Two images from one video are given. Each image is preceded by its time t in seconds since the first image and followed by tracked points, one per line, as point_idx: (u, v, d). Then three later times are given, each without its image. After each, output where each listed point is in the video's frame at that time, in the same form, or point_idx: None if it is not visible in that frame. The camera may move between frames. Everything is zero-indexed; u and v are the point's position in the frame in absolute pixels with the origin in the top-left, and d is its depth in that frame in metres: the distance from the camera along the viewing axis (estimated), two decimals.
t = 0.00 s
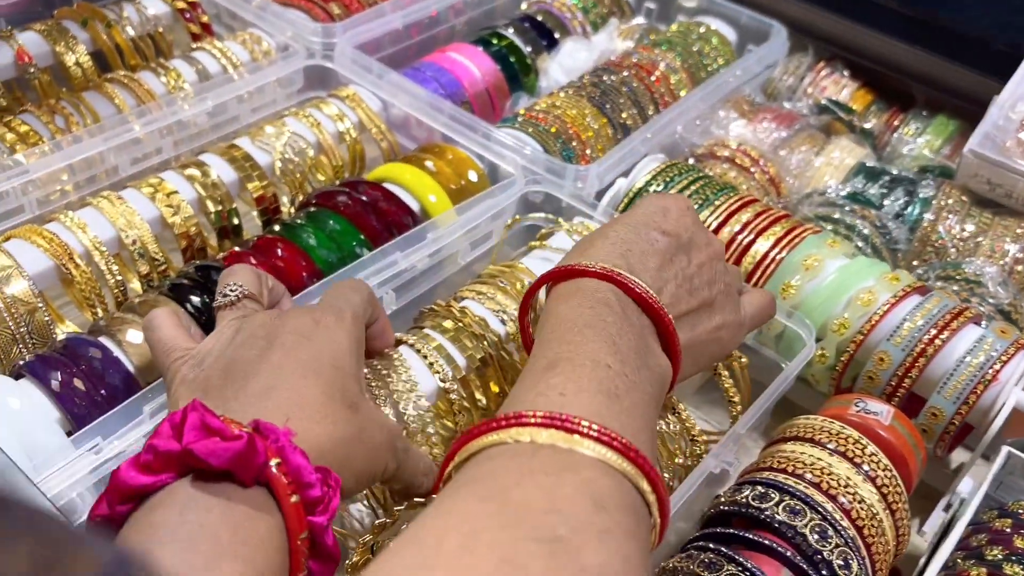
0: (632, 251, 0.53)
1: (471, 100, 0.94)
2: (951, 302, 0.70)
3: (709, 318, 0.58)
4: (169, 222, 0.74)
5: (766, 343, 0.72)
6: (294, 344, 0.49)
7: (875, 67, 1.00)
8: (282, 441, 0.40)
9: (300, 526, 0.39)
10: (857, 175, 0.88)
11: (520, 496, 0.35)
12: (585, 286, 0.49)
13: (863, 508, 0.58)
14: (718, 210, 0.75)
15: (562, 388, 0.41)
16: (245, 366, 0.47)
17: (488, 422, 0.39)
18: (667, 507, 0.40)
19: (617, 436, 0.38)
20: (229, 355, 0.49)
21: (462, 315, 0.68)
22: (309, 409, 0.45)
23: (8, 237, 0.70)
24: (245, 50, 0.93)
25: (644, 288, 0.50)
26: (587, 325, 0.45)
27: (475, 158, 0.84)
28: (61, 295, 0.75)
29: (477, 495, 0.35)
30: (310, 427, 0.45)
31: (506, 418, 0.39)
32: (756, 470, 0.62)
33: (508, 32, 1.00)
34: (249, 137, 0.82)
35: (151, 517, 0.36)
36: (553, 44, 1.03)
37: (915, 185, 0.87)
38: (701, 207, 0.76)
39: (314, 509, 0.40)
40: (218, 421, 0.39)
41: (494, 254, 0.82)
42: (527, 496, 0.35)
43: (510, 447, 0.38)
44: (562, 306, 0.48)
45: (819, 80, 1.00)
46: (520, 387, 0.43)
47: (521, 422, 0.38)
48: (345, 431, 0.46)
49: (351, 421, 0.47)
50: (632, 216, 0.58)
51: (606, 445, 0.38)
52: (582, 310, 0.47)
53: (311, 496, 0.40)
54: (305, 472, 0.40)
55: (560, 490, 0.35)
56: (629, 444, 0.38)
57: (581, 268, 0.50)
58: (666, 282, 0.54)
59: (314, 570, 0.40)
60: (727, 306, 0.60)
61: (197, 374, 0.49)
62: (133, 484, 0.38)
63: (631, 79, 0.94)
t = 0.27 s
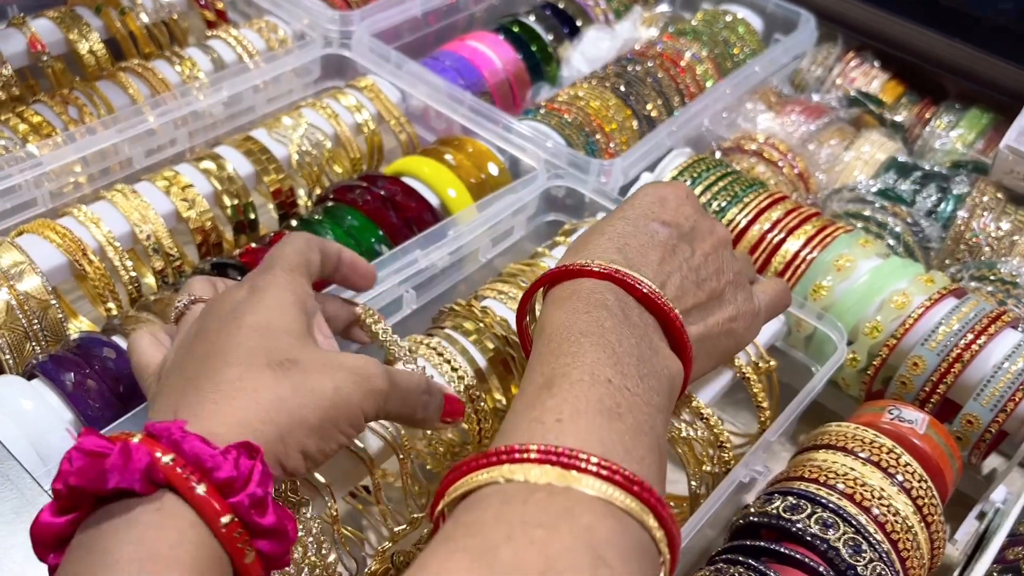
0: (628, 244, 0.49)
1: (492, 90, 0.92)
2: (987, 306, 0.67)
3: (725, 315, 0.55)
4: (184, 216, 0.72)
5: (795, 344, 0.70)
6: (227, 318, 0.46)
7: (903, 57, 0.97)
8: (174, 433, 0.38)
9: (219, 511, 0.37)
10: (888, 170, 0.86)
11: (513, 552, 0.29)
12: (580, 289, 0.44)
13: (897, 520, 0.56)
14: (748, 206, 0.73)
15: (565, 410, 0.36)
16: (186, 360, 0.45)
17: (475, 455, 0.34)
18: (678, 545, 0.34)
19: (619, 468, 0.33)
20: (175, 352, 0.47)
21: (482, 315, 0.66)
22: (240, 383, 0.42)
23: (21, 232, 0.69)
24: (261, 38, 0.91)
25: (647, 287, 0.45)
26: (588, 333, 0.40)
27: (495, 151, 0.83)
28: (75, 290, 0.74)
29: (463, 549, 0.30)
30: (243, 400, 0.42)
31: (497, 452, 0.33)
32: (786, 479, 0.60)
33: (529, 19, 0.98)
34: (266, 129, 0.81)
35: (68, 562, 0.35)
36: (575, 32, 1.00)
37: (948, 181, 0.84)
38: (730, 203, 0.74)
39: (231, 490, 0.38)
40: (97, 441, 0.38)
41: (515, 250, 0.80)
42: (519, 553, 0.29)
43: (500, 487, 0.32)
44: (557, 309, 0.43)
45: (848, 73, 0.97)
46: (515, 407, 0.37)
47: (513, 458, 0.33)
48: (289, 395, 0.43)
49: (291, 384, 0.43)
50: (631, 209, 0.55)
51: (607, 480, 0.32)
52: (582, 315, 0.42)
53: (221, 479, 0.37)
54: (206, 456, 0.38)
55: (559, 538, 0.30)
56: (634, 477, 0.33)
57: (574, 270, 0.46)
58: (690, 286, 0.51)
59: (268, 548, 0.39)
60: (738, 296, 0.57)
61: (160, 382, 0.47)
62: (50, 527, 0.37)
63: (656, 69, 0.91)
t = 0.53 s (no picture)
0: (636, 228, 0.46)
1: (507, 91, 0.90)
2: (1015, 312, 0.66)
3: (739, 308, 0.51)
4: (197, 221, 0.71)
5: (817, 351, 0.69)
6: (236, 324, 0.45)
7: (926, 55, 0.95)
8: (175, 447, 0.37)
9: (219, 527, 0.36)
10: (910, 171, 0.84)
11: None
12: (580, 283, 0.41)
13: (922, 534, 0.55)
14: (769, 210, 0.72)
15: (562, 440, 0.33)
16: (192, 368, 0.44)
17: (464, 493, 0.32)
18: None
19: (623, 510, 0.30)
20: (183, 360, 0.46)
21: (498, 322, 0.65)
22: (245, 394, 0.41)
23: (33, 238, 0.68)
24: (274, 38, 0.90)
25: (654, 276, 0.42)
26: (587, 341, 0.37)
27: (511, 154, 0.81)
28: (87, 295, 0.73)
29: None
30: (248, 411, 0.41)
31: (488, 492, 0.31)
32: (808, 492, 0.59)
33: (544, 18, 0.97)
34: (279, 131, 0.80)
35: None
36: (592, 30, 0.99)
37: (973, 182, 0.82)
38: (751, 207, 0.72)
39: (231, 506, 0.37)
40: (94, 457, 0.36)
41: (531, 253, 0.79)
42: None
43: (492, 532, 0.30)
44: (557, 303, 0.40)
45: (869, 69, 0.96)
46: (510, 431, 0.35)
47: (505, 499, 0.31)
48: (295, 405, 0.42)
49: (298, 394, 0.42)
50: (638, 188, 0.51)
51: (607, 523, 0.30)
52: (581, 316, 0.38)
53: (221, 494, 0.36)
54: (206, 472, 0.37)
55: None
56: (637, 518, 0.31)
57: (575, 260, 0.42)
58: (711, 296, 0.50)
59: (271, 562, 0.38)
60: (751, 285, 0.54)
61: (167, 391, 0.46)
62: (52, 544, 0.36)
63: (674, 68, 0.90)
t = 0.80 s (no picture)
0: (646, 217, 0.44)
1: (522, 107, 0.92)
2: None
3: (770, 300, 0.50)
4: (221, 240, 0.73)
5: (832, 362, 0.70)
6: (274, 342, 0.46)
7: (938, 65, 0.95)
8: (240, 470, 0.38)
9: (283, 550, 0.38)
10: (924, 182, 0.85)
11: None
12: (604, 256, 0.40)
13: (938, 543, 0.55)
14: (784, 223, 0.73)
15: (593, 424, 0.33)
16: (232, 387, 0.45)
17: (485, 489, 0.33)
18: None
19: (647, 506, 0.31)
20: (217, 376, 0.47)
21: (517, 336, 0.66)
22: (293, 418, 0.43)
23: (62, 258, 0.70)
24: (293, 57, 0.92)
25: (679, 250, 0.41)
26: (615, 317, 0.37)
27: (527, 169, 0.83)
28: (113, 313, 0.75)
29: None
30: (299, 438, 0.42)
31: (509, 488, 0.32)
32: (826, 502, 0.59)
33: (558, 33, 0.97)
34: (299, 149, 0.81)
35: None
36: (604, 44, 0.99)
37: (986, 193, 0.83)
38: (765, 220, 0.73)
39: (294, 529, 0.38)
40: (165, 475, 0.38)
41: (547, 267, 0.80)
42: None
43: (515, 529, 0.31)
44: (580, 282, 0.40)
45: (881, 81, 0.96)
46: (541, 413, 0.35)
47: (527, 494, 0.31)
48: (339, 427, 0.44)
49: (342, 416, 0.44)
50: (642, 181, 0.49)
51: (631, 520, 0.31)
52: (606, 291, 0.38)
53: (286, 518, 0.38)
54: (272, 496, 0.38)
55: None
56: (661, 515, 0.31)
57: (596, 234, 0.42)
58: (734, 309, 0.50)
59: None
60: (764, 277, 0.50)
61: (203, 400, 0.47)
62: (112, 555, 0.37)
63: (687, 82, 0.91)
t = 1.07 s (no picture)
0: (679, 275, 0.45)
1: (538, 141, 0.96)
2: None
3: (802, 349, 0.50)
4: (258, 275, 0.77)
5: (839, 382, 0.73)
6: (319, 382, 0.50)
7: (936, 94, 0.99)
8: (304, 498, 0.42)
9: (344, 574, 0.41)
10: (924, 207, 0.89)
11: None
12: (670, 307, 0.41)
13: (943, 550, 0.59)
14: (791, 249, 0.77)
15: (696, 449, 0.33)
16: (285, 425, 0.49)
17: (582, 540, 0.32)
18: None
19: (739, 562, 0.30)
20: (268, 415, 0.51)
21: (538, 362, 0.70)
22: (344, 451, 0.47)
23: (109, 294, 0.74)
24: (320, 99, 0.97)
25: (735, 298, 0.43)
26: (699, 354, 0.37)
27: (544, 201, 0.87)
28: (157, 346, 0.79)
29: None
30: (352, 469, 0.46)
31: (607, 540, 0.31)
32: (835, 514, 0.63)
33: (571, 70, 1.02)
34: (329, 188, 0.86)
35: None
36: (615, 80, 1.05)
37: (984, 216, 0.87)
38: (773, 247, 0.77)
39: (353, 554, 0.42)
40: (237, 501, 0.41)
41: (566, 295, 0.84)
42: None
43: None
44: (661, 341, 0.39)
45: (882, 110, 1.01)
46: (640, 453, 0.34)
47: (619, 546, 0.31)
48: (386, 457, 0.48)
49: (387, 447, 0.48)
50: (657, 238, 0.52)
51: None
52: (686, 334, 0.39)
53: (346, 542, 0.42)
54: (335, 521, 0.42)
55: None
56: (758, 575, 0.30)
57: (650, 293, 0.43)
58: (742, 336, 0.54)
59: None
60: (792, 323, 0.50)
61: (252, 438, 0.52)
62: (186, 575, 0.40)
63: (695, 115, 0.95)
